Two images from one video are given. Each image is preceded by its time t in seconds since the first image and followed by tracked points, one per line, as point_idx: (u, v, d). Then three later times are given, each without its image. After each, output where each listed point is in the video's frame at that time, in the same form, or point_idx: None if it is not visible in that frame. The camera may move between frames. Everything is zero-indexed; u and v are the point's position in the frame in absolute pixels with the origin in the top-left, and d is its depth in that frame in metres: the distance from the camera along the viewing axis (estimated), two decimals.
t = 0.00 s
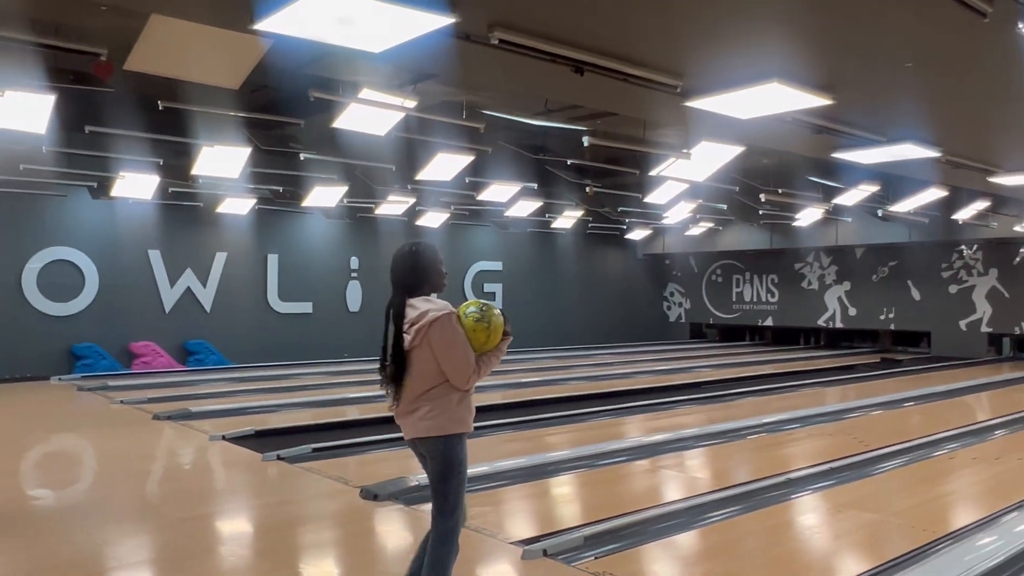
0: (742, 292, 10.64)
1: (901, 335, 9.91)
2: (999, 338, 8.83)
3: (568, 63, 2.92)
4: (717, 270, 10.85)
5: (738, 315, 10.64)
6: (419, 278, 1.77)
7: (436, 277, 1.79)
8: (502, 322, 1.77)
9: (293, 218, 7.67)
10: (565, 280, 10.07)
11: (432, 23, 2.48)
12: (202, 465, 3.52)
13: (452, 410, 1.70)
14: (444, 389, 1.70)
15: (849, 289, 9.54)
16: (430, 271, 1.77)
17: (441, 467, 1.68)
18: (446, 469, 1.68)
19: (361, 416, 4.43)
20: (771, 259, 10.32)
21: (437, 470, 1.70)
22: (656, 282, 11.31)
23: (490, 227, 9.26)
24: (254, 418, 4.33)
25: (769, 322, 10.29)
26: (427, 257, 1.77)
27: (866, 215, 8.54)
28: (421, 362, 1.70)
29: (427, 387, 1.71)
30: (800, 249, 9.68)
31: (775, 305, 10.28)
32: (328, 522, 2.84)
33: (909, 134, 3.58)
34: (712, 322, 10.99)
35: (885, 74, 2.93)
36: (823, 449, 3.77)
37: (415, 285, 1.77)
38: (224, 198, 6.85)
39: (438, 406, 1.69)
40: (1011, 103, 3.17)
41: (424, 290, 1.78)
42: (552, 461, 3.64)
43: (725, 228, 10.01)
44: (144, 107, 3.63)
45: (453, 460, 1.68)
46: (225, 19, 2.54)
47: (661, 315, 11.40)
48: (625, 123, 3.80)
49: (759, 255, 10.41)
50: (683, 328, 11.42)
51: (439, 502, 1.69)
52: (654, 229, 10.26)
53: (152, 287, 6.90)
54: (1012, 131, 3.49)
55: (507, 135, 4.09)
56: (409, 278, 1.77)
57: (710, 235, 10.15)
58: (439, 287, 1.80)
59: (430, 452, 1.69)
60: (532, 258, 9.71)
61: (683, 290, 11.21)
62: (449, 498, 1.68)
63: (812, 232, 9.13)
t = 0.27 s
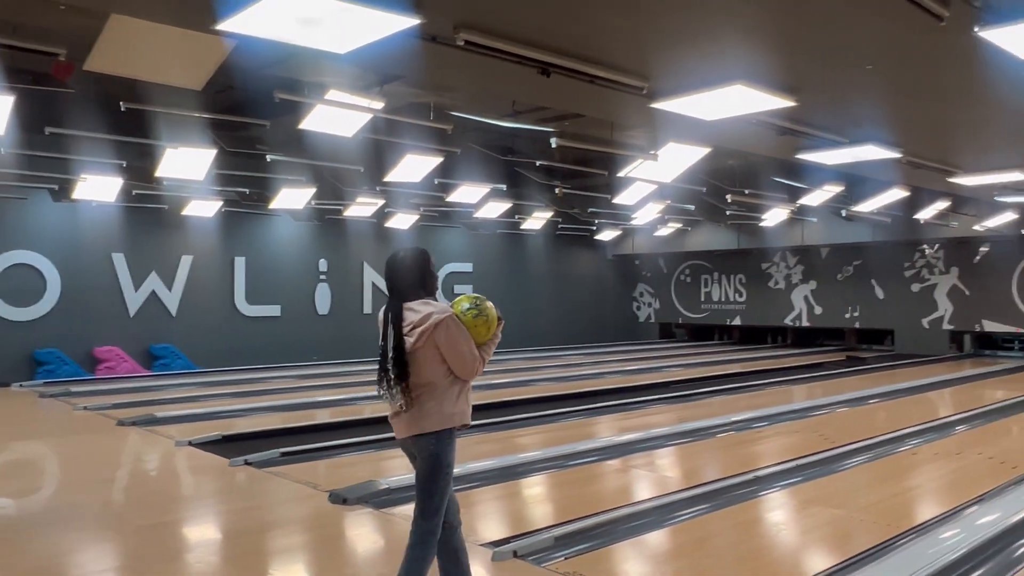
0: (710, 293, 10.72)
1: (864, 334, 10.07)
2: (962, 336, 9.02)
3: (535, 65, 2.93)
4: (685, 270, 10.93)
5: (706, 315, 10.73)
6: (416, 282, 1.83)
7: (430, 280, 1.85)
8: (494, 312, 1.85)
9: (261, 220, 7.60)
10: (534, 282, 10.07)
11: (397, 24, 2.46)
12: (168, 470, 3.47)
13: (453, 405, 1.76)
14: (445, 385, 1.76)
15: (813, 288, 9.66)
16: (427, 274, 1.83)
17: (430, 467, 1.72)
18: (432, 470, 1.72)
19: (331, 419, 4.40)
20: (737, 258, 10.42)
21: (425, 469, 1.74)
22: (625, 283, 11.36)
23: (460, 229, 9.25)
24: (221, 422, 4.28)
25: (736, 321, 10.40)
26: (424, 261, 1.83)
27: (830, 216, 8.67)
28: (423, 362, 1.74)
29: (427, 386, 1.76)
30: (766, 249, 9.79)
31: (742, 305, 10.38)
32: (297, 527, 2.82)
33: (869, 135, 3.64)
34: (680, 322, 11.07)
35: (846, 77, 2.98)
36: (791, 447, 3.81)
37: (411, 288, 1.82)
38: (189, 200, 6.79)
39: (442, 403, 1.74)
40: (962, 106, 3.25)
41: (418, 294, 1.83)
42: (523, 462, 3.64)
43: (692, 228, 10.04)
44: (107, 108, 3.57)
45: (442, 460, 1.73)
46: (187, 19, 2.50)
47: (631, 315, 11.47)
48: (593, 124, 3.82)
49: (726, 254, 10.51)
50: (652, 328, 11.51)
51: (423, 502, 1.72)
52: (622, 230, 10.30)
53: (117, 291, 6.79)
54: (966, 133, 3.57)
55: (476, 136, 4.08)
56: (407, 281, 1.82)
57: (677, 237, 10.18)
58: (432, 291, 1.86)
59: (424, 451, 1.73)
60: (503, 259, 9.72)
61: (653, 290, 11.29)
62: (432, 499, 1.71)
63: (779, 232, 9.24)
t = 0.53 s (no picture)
0: (704, 287, 10.76)
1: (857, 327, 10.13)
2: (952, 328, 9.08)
3: (526, 60, 2.93)
4: (678, 265, 10.95)
5: (699, 309, 10.76)
6: (430, 279, 1.85)
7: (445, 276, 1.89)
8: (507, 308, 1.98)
9: (253, 217, 7.58)
10: (526, 278, 10.06)
11: (388, 19, 2.46)
12: (163, 468, 3.46)
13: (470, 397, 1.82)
14: (462, 379, 1.81)
15: (806, 281, 9.69)
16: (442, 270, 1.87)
17: (445, 456, 1.77)
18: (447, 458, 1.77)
19: (325, 416, 4.40)
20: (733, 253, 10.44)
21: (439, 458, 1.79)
22: (618, 276, 11.37)
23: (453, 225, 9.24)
24: (215, 419, 4.28)
25: (729, 315, 10.43)
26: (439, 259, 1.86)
27: (823, 207, 8.71)
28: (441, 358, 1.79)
29: (445, 380, 1.81)
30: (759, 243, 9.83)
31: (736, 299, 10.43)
32: (291, 523, 2.82)
33: (862, 128, 3.65)
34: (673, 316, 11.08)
35: (837, 71, 2.98)
36: (784, 440, 3.83)
37: (426, 286, 1.85)
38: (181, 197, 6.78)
39: (459, 396, 1.80)
40: (952, 100, 3.25)
41: (434, 291, 1.86)
42: (518, 457, 3.65)
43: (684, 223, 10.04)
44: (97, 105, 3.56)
45: (456, 450, 1.77)
46: (175, 15, 2.49)
47: (624, 310, 11.48)
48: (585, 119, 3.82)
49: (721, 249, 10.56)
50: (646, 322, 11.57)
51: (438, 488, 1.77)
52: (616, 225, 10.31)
53: (108, 289, 6.76)
54: (956, 126, 3.58)
55: (469, 132, 4.08)
56: (423, 279, 1.85)
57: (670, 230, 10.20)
58: (446, 287, 1.89)
59: (440, 442, 1.78)
60: (496, 255, 9.73)
61: (646, 284, 11.31)
62: (446, 486, 1.76)
63: (770, 226, 9.26)
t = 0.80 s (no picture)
0: (684, 285, 10.75)
1: (836, 325, 10.23)
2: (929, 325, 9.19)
3: (506, 60, 2.93)
4: (659, 263, 11.01)
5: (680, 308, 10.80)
6: (433, 276, 1.88)
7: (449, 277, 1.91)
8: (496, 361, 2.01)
9: (232, 218, 7.52)
10: (507, 278, 10.06)
11: (366, 19, 2.45)
12: (141, 472, 3.42)
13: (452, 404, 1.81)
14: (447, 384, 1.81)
15: (785, 280, 9.77)
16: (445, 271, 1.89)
17: (429, 454, 1.80)
18: (431, 458, 1.79)
19: (306, 417, 4.37)
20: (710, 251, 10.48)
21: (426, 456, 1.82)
22: (599, 275, 11.41)
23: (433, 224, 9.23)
24: (194, 422, 4.24)
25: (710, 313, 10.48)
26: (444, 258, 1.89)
27: (801, 207, 8.79)
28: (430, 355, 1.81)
29: (433, 379, 1.82)
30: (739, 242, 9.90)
31: (716, 297, 10.42)
32: (271, 526, 2.80)
33: (838, 128, 3.68)
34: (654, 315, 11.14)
35: (814, 71, 3.01)
36: (765, 437, 3.85)
37: (430, 282, 1.88)
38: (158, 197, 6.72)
39: (442, 399, 1.80)
40: (924, 99, 3.30)
41: (438, 288, 1.89)
42: (500, 457, 3.64)
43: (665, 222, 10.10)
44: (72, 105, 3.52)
45: (439, 449, 1.79)
46: (151, 15, 2.46)
47: (606, 309, 11.52)
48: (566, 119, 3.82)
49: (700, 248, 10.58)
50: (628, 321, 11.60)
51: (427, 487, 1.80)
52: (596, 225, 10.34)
53: (85, 291, 6.69)
54: (928, 124, 3.62)
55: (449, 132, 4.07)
56: (428, 275, 1.88)
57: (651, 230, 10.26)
58: (450, 287, 1.91)
59: (423, 440, 1.80)
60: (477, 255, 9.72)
61: (627, 283, 11.36)
62: (434, 483, 1.79)
63: (750, 225, 9.33)
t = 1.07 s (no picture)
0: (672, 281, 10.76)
1: (823, 320, 10.29)
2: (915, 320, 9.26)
3: (494, 56, 2.92)
4: (647, 259, 11.03)
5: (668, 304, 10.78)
6: (445, 280, 1.90)
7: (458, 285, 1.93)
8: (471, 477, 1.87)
9: (218, 216, 7.48)
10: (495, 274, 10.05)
11: (353, 15, 2.43)
12: (128, 472, 3.40)
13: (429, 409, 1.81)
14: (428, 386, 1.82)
15: (772, 275, 9.81)
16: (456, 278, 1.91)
17: (407, 454, 1.80)
18: (410, 458, 1.80)
19: (294, 416, 4.36)
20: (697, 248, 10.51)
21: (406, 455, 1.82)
22: (587, 272, 11.42)
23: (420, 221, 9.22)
24: (181, 421, 4.22)
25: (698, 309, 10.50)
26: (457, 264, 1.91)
27: (787, 203, 8.83)
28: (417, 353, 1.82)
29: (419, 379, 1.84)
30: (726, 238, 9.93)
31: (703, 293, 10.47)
32: (260, 525, 2.79)
33: (825, 124, 3.70)
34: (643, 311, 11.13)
35: (801, 67, 3.02)
36: (753, 432, 3.87)
37: (441, 284, 1.90)
38: (144, 195, 6.67)
39: (423, 400, 1.81)
40: (908, 95, 3.31)
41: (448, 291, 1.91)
42: (489, 454, 3.64)
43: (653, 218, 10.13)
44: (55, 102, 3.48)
45: (418, 448, 1.80)
46: (136, 11, 2.44)
47: (594, 305, 11.53)
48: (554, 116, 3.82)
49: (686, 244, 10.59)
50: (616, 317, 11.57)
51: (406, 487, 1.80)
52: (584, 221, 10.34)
53: (70, 289, 6.64)
54: (913, 121, 3.64)
55: (436, 128, 4.06)
56: (440, 278, 1.90)
57: (639, 226, 10.28)
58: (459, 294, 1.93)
59: (401, 439, 1.81)
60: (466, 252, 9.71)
61: (615, 279, 11.37)
62: (413, 484, 1.80)
63: (737, 221, 9.37)
